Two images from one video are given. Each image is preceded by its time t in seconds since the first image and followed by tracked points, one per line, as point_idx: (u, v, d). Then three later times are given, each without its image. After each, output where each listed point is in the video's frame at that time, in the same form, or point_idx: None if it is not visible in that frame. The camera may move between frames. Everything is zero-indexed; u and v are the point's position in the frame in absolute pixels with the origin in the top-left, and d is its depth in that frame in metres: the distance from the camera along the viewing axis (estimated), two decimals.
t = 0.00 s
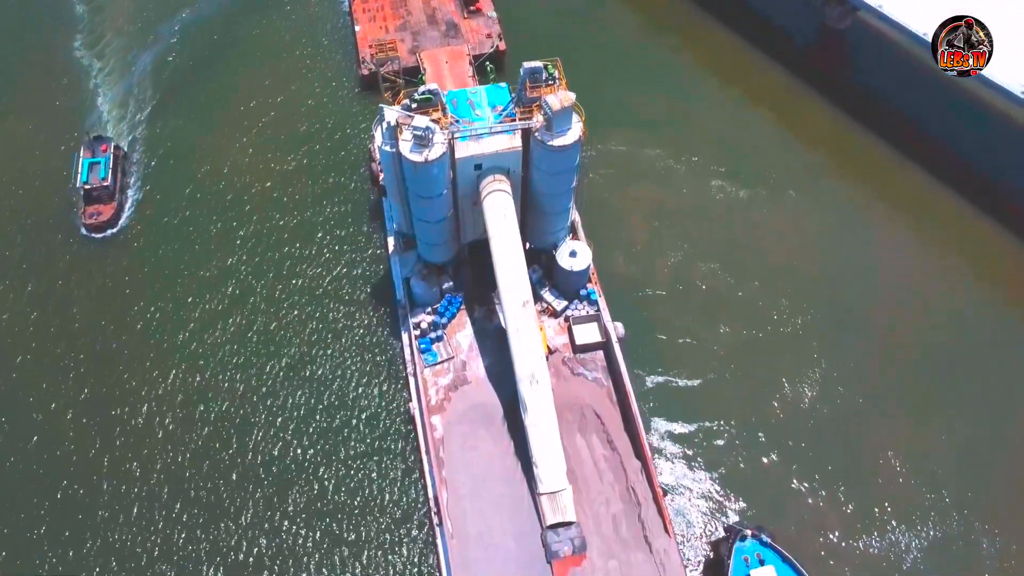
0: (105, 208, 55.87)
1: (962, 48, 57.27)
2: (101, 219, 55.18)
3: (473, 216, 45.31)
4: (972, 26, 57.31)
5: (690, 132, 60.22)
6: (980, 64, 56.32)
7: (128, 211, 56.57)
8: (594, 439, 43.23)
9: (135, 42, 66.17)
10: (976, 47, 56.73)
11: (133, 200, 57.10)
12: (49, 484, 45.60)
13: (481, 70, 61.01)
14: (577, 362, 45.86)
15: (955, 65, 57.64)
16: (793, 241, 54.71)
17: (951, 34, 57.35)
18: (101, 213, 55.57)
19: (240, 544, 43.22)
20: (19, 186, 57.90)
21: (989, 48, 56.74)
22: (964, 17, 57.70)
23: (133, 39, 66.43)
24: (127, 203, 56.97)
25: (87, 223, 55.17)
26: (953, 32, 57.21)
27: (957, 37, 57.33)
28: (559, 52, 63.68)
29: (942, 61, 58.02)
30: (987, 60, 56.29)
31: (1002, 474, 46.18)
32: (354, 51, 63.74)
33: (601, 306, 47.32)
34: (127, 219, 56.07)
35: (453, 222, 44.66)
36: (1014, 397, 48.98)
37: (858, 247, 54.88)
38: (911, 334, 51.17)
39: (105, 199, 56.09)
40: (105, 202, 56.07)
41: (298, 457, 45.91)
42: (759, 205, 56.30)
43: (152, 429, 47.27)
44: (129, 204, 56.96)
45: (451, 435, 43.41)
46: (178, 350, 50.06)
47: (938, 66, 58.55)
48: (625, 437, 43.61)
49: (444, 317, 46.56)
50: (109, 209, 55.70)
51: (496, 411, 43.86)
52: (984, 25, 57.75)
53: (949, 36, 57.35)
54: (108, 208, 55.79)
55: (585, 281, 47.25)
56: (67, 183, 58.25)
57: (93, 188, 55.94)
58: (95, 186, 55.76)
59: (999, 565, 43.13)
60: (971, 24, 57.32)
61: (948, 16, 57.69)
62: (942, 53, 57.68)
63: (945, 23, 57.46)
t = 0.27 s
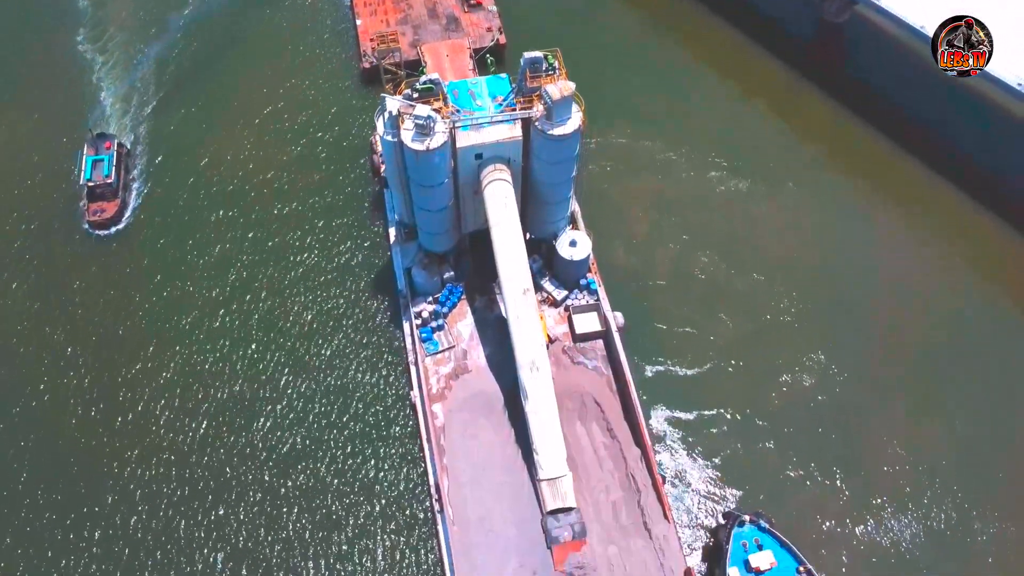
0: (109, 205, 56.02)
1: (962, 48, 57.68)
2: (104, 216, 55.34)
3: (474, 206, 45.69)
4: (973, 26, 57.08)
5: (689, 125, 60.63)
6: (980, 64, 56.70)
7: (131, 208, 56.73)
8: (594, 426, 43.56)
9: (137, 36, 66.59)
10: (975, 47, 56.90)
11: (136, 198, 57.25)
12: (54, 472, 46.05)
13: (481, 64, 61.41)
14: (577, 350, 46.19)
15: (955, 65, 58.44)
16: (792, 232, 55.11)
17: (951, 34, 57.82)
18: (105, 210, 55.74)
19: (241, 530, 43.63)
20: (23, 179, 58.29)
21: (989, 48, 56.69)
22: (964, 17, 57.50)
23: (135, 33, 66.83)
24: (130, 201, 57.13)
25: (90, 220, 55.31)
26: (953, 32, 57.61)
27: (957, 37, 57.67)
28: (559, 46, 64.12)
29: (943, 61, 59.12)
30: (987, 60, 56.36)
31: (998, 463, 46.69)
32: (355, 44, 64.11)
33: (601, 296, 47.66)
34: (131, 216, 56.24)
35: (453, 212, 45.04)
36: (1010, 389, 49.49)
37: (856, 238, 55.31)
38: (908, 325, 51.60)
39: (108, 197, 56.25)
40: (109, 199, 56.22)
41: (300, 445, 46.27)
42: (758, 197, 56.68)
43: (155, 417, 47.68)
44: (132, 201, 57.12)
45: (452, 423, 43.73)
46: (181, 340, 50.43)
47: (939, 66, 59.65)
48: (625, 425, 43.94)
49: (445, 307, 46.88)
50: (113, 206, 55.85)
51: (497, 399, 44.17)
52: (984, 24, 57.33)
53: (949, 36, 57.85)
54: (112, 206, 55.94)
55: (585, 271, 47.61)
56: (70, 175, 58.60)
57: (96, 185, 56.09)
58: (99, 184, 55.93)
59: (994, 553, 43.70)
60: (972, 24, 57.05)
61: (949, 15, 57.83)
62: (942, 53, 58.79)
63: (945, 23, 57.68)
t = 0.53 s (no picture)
0: (112, 202, 56.16)
1: (962, 48, 58.12)
2: (108, 214, 55.49)
3: (474, 196, 46.08)
4: (973, 26, 57.45)
5: (689, 118, 61.05)
6: (979, 64, 57.26)
7: (135, 205, 56.90)
8: (594, 414, 43.88)
9: (140, 30, 67.04)
10: (975, 47, 57.26)
11: (139, 195, 57.43)
12: (59, 460, 46.54)
13: (481, 57, 61.75)
14: (577, 339, 46.55)
15: (955, 65, 59.06)
16: (790, 225, 55.59)
17: (951, 34, 58.29)
18: (109, 207, 55.88)
19: (244, 516, 44.09)
20: (27, 171, 58.77)
21: (989, 48, 56.86)
22: (964, 17, 57.75)
23: (138, 27, 67.29)
24: (134, 197, 57.30)
25: (94, 217, 55.46)
26: (953, 32, 58.05)
27: (957, 37, 58.10)
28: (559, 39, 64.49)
29: (943, 61, 59.77)
30: (987, 59, 56.68)
31: (994, 451, 47.21)
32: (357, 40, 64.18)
33: (601, 286, 48.02)
34: (134, 213, 56.40)
35: (454, 201, 45.43)
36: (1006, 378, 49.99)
37: (854, 230, 55.79)
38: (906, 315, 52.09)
39: (112, 194, 56.37)
40: (112, 196, 56.36)
41: (301, 433, 46.71)
42: (757, 189, 57.14)
43: (159, 406, 48.16)
44: (136, 199, 57.28)
45: (453, 411, 44.05)
46: (185, 330, 50.92)
47: (939, 66, 60.30)
48: (624, 413, 44.31)
49: (446, 296, 47.25)
50: (116, 203, 56.00)
51: (498, 387, 44.50)
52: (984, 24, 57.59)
53: (950, 36, 58.31)
54: (115, 202, 56.08)
55: (585, 261, 47.98)
56: (74, 168, 59.09)
57: (100, 182, 56.23)
58: (102, 181, 56.06)
59: (989, 539, 44.34)
60: (972, 24, 57.41)
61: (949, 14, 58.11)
62: (942, 53, 59.41)
63: (944, 24, 58.04)
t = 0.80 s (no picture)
0: (116, 199, 56.29)
1: (962, 48, 59.25)
2: (112, 210, 55.64)
3: (475, 185, 46.46)
4: (973, 26, 57.78)
5: (688, 110, 61.45)
6: (979, 65, 58.13)
7: (138, 202, 57.04)
8: (594, 402, 44.23)
9: (143, 25, 67.50)
10: (975, 47, 57.79)
11: (143, 192, 57.57)
12: (63, 448, 46.95)
13: (482, 50, 62.16)
14: (577, 329, 46.92)
15: (956, 65, 60.39)
16: (789, 216, 56.00)
17: (951, 34, 59.16)
18: (112, 205, 56.02)
19: (245, 503, 44.51)
20: (31, 164, 59.13)
21: (989, 48, 57.20)
22: (963, 18, 58.13)
23: (141, 22, 67.73)
24: (137, 194, 57.46)
25: (98, 214, 55.62)
26: (953, 32, 58.98)
27: (958, 37, 58.99)
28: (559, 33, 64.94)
29: (943, 60, 61.30)
30: (987, 60, 57.39)
31: (992, 438, 47.52)
32: (359, 33, 64.84)
33: (601, 275, 48.37)
34: (138, 210, 56.57)
35: (455, 191, 45.76)
36: (1003, 366, 50.31)
37: (853, 222, 56.20)
38: (904, 305, 52.43)
39: (115, 191, 56.49)
40: (116, 193, 56.48)
41: (303, 422, 47.13)
42: (756, 181, 57.55)
43: (162, 395, 48.57)
44: (139, 195, 57.41)
45: (454, 399, 44.41)
46: (188, 320, 51.34)
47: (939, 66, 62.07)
48: (624, 401, 44.66)
49: (447, 286, 47.62)
50: (120, 200, 56.14)
51: (498, 376, 44.82)
52: (984, 25, 57.77)
53: (950, 36, 59.46)
54: (119, 199, 56.21)
55: (585, 251, 48.34)
56: (78, 161, 59.50)
57: (103, 179, 56.35)
58: (106, 178, 56.18)
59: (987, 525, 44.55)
60: (972, 24, 57.80)
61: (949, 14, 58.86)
62: (943, 53, 60.87)
63: (944, 24, 58.87)
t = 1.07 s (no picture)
0: (119, 196, 56.37)
1: (962, 48, 59.79)
2: (116, 207, 55.74)
3: (476, 176, 46.87)
4: (972, 26, 58.41)
5: (687, 104, 61.94)
6: (980, 64, 59.04)
7: (142, 199, 57.14)
8: (594, 390, 44.59)
9: (145, 19, 67.92)
10: (975, 47, 58.59)
11: (146, 189, 57.68)
12: (68, 436, 47.39)
13: (483, 43, 62.60)
14: (577, 318, 47.29)
15: (956, 65, 60.92)
16: (788, 208, 56.45)
17: (951, 34, 59.81)
18: (116, 202, 56.10)
19: (247, 490, 44.98)
20: (35, 157, 59.52)
21: (988, 48, 57.89)
22: (964, 18, 58.87)
23: (143, 16, 68.17)
24: (140, 192, 57.57)
25: (102, 211, 55.70)
26: (953, 32, 59.61)
27: (958, 37, 59.54)
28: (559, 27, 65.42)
29: (943, 61, 61.79)
30: (987, 60, 58.33)
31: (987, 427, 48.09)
32: (360, 27, 65.53)
33: (600, 265, 48.75)
34: (141, 208, 56.68)
35: (456, 180, 46.11)
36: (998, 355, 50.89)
37: (850, 214, 56.70)
38: (900, 296, 52.97)
39: (119, 187, 56.55)
40: (119, 190, 56.53)
41: (305, 411, 47.63)
42: (754, 173, 58.02)
43: (166, 385, 49.08)
44: (143, 192, 57.50)
45: (455, 387, 44.75)
46: (192, 310, 51.86)
47: (939, 67, 62.33)
48: (623, 389, 45.05)
49: (448, 276, 47.99)
50: (124, 197, 56.21)
51: (499, 364, 45.17)
52: (984, 25, 58.48)
53: (950, 36, 60.03)
54: (123, 196, 56.29)
55: (585, 240, 48.74)
56: (81, 154, 59.89)
57: (107, 176, 56.42)
58: (110, 175, 56.26)
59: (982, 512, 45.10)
60: (971, 24, 58.43)
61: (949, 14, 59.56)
62: (943, 53, 61.26)
63: (945, 24, 59.71)
